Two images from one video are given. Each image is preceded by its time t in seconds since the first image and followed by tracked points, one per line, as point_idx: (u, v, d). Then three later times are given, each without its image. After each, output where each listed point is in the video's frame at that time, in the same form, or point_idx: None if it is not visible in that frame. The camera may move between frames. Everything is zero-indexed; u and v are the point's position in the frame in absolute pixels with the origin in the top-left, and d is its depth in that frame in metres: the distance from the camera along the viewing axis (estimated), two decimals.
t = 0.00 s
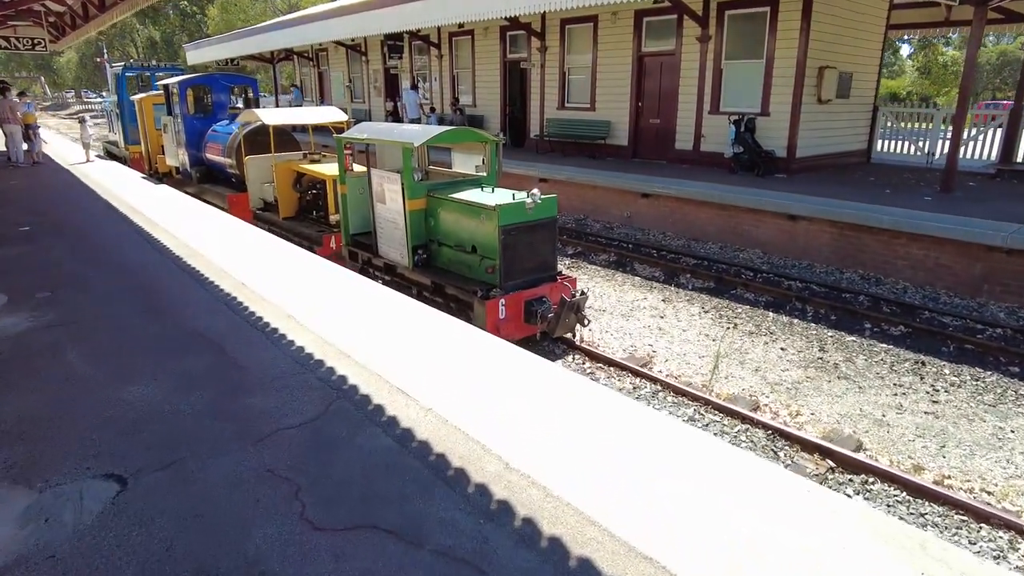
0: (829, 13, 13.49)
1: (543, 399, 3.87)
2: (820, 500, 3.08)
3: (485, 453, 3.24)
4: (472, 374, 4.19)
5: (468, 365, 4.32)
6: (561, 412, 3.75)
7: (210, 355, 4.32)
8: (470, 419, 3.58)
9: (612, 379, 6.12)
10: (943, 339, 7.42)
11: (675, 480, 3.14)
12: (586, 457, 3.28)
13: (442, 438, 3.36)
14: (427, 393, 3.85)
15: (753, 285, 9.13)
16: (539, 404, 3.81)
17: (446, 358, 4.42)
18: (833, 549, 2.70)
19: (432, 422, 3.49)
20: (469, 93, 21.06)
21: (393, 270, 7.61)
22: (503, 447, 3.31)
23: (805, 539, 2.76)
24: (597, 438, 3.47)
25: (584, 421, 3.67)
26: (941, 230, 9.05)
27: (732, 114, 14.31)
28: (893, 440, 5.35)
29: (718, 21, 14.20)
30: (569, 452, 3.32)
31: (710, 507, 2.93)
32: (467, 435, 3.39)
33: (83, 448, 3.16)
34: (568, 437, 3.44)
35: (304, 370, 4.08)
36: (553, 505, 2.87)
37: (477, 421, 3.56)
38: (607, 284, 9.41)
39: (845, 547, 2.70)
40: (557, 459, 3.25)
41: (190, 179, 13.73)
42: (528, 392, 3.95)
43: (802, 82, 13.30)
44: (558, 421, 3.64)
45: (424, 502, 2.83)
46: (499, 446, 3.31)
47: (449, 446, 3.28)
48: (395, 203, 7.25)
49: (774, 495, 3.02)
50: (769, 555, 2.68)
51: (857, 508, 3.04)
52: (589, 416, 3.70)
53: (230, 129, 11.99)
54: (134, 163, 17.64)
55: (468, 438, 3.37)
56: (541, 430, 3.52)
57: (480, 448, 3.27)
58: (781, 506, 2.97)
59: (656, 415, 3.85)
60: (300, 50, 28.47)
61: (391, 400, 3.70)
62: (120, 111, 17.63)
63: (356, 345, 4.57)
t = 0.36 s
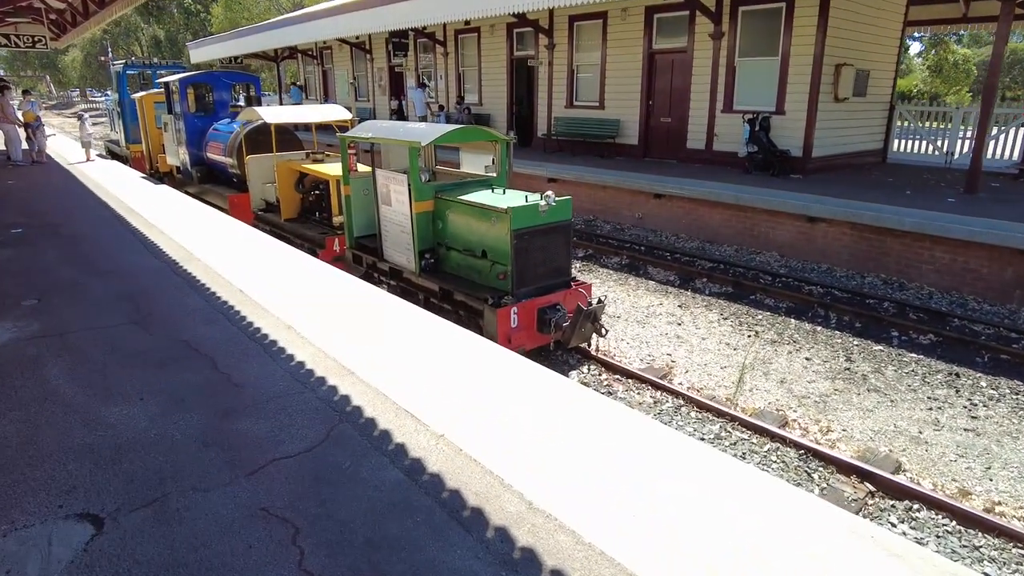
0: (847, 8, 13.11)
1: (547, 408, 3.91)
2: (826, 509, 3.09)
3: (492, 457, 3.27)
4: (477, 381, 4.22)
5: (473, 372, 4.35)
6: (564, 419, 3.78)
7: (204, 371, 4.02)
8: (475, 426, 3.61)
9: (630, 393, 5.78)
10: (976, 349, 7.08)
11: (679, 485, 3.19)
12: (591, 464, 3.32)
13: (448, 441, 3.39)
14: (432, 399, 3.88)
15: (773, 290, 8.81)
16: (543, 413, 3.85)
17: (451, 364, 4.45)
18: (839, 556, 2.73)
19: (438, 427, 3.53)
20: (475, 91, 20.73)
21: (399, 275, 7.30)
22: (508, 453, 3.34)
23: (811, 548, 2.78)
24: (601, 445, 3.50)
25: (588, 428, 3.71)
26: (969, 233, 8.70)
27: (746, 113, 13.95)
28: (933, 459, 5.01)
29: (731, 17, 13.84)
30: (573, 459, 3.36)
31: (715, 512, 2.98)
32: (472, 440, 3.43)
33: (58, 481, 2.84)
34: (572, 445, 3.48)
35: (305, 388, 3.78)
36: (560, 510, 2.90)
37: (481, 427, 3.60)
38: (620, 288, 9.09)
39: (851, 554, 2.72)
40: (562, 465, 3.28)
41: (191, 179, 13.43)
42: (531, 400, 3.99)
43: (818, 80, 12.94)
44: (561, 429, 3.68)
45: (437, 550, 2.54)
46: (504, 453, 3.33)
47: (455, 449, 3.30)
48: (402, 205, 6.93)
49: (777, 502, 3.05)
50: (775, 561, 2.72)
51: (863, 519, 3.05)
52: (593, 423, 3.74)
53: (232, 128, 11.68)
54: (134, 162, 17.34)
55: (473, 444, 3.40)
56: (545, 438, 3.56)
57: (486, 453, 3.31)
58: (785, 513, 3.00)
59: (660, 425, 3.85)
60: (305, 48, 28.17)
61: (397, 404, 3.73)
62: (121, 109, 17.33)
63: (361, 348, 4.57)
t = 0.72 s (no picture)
0: (864, 8, 12.79)
1: (557, 416, 3.81)
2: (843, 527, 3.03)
3: (500, 472, 3.19)
4: (484, 388, 4.12)
5: (479, 378, 4.25)
6: (574, 429, 3.69)
7: (201, 394, 3.72)
8: (482, 437, 3.52)
9: (652, 412, 5.51)
10: (1009, 363, 6.78)
11: (693, 499, 3.12)
12: (603, 477, 3.24)
13: (455, 454, 3.31)
14: (437, 408, 3.79)
15: (794, 299, 8.53)
16: (552, 422, 3.75)
17: (456, 370, 4.35)
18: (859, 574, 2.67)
19: (445, 439, 3.44)
20: (480, 91, 20.45)
21: (407, 283, 7.01)
22: (517, 467, 3.27)
23: (832, 566, 2.71)
24: (613, 457, 3.41)
25: (599, 438, 3.62)
26: (996, 241, 8.40)
27: (759, 114, 13.65)
28: (977, 486, 4.71)
29: (745, 17, 13.53)
30: (584, 471, 3.28)
31: (731, 529, 2.91)
32: (480, 453, 3.35)
33: (35, 529, 2.54)
34: (583, 458, 3.40)
35: (309, 417, 3.48)
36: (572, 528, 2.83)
37: (489, 438, 3.52)
38: (634, 296, 8.80)
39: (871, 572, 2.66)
40: (572, 479, 3.20)
41: (192, 180, 13.15)
42: (540, 408, 3.90)
43: (835, 81, 12.63)
44: (571, 439, 3.59)
45: None
46: (513, 468, 3.25)
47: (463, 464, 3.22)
48: (410, 210, 6.63)
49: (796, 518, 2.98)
50: None
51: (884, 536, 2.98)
52: (604, 433, 3.65)
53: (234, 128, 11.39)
54: (135, 163, 17.05)
55: (481, 457, 3.32)
56: (553, 450, 3.47)
57: (495, 467, 3.23)
58: (803, 529, 2.94)
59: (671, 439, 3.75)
60: (308, 47, 27.90)
61: (402, 415, 3.64)
62: (121, 108, 17.05)
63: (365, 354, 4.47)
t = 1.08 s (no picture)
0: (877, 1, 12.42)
1: (557, 426, 3.63)
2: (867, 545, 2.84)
3: (496, 488, 3.03)
4: (478, 395, 3.94)
5: (473, 385, 4.07)
6: (574, 438, 3.51)
7: (181, 418, 3.37)
8: (477, 449, 3.34)
9: (670, 428, 5.22)
10: None
11: (707, 515, 2.93)
12: (606, 492, 3.06)
13: (449, 469, 3.14)
14: (428, 418, 3.63)
15: (810, 303, 8.21)
16: (552, 432, 3.58)
17: (450, 377, 4.16)
18: None
19: (437, 453, 3.27)
20: (481, 88, 20.07)
21: (408, 288, 6.64)
22: (514, 481, 3.10)
23: None
24: (619, 472, 3.22)
25: (602, 447, 3.44)
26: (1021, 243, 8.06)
27: (768, 111, 13.29)
28: None
29: (753, 11, 13.17)
30: (585, 485, 3.11)
31: (747, 548, 2.72)
32: (474, 467, 3.18)
33: None
34: (584, 469, 3.23)
35: (300, 447, 3.14)
36: (573, 549, 2.66)
37: (483, 449, 3.35)
38: (644, 301, 8.45)
39: None
40: (574, 494, 3.02)
41: (185, 179, 12.77)
42: (538, 417, 3.72)
43: (847, 77, 12.27)
44: (571, 448, 3.42)
45: None
46: (510, 484, 3.07)
47: (457, 480, 3.05)
48: (411, 211, 6.27)
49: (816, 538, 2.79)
50: None
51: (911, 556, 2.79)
52: (606, 442, 3.47)
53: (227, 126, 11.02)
54: (128, 161, 16.66)
55: (476, 471, 3.15)
56: (553, 463, 3.28)
57: (490, 482, 3.07)
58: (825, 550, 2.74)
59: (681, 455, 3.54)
60: (305, 43, 27.49)
61: (393, 428, 3.47)
62: (114, 105, 16.65)
63: (354, 361, 4.30)
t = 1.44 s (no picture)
0: None
1: (556, 431, 3.61)
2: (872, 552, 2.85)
3: (496, 497, 3.02)
4: (474, 400, 3.92)
5: (470, 389, 4.04)
6: (574, 445, 3.49)
7: (175, 447, 3.10)
8: (477, 458, 3.33)
9: (698, 445, 4.96)
10: None
11: (715, 525, 2.93)
12: (608, 501, 3.05)
13: (449, 478, 3.13)
14: (426, 425, 3.60)
15: (832, 307, 7.92)
16: (551, 438, 3.56)
17: (447, 382, 4.13)
18: None
19: (437, 462, 3.25)
20: (483, 83, 19.71)
21: (415, 294, 6.32)
22: (514, 490, 3.09)
23: None
24: (623, 485, 3.17)
25: (602, 454, 3.43)
26: None
27: (781, 107, 12.98)
28: None
29: (765, 3, 12.84)
30: (587, 493, 3.10)
31: (756, 559, 2.72)
32: (474, 475, 3.16)
33: None
34: (584, 477, 3.22)
35: (306, 483, 2.90)
36: (575, 560, 2.66)
37: (482, 458, 3.33)
38: (659, 304, 8.15)
39: None
40: (575, 503, 3.01)
41: (182, 176, 12.42)
42: (537, 422, 3.70)
43: (863, 72, 11.94)
44: (571, 455, 3.40)
45: None
46: (510, 493, 3.06)
47: (458, 490, 3.03)
48: (419, 213, 5.94)
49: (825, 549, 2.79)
50: None
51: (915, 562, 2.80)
52: (606, 448, 3.46)
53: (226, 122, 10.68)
54: (124, 158, 16.29)
55: (475, 480, 3.13)
56: (553, 470, 3.27)
57: (490, 491, 3.06)
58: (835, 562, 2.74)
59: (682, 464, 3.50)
60: (304, 38, 27.08)
61: (391, 435, 3.45)
62: (109, 100, 16.27)
63: (351, 366, 4.26)
